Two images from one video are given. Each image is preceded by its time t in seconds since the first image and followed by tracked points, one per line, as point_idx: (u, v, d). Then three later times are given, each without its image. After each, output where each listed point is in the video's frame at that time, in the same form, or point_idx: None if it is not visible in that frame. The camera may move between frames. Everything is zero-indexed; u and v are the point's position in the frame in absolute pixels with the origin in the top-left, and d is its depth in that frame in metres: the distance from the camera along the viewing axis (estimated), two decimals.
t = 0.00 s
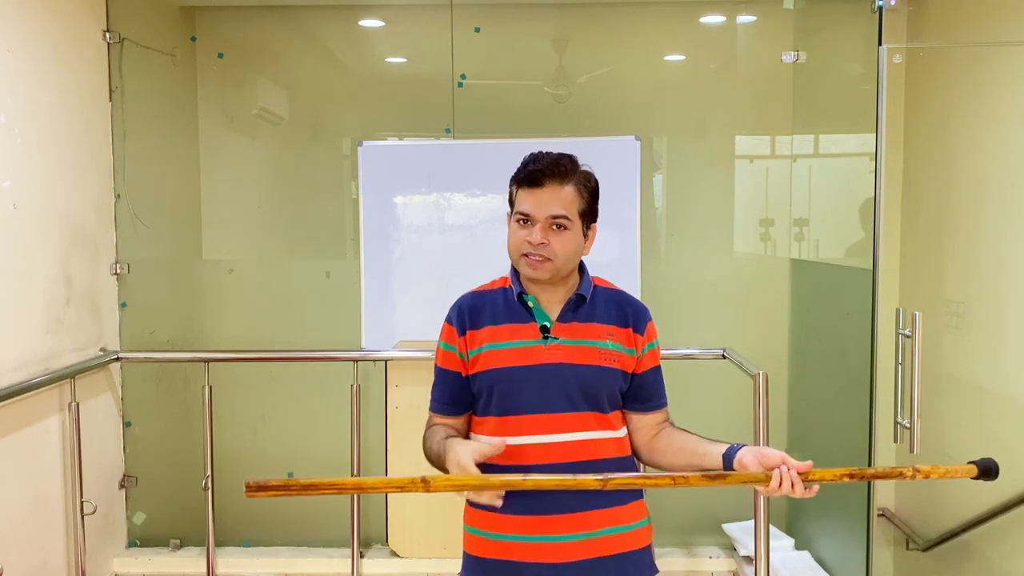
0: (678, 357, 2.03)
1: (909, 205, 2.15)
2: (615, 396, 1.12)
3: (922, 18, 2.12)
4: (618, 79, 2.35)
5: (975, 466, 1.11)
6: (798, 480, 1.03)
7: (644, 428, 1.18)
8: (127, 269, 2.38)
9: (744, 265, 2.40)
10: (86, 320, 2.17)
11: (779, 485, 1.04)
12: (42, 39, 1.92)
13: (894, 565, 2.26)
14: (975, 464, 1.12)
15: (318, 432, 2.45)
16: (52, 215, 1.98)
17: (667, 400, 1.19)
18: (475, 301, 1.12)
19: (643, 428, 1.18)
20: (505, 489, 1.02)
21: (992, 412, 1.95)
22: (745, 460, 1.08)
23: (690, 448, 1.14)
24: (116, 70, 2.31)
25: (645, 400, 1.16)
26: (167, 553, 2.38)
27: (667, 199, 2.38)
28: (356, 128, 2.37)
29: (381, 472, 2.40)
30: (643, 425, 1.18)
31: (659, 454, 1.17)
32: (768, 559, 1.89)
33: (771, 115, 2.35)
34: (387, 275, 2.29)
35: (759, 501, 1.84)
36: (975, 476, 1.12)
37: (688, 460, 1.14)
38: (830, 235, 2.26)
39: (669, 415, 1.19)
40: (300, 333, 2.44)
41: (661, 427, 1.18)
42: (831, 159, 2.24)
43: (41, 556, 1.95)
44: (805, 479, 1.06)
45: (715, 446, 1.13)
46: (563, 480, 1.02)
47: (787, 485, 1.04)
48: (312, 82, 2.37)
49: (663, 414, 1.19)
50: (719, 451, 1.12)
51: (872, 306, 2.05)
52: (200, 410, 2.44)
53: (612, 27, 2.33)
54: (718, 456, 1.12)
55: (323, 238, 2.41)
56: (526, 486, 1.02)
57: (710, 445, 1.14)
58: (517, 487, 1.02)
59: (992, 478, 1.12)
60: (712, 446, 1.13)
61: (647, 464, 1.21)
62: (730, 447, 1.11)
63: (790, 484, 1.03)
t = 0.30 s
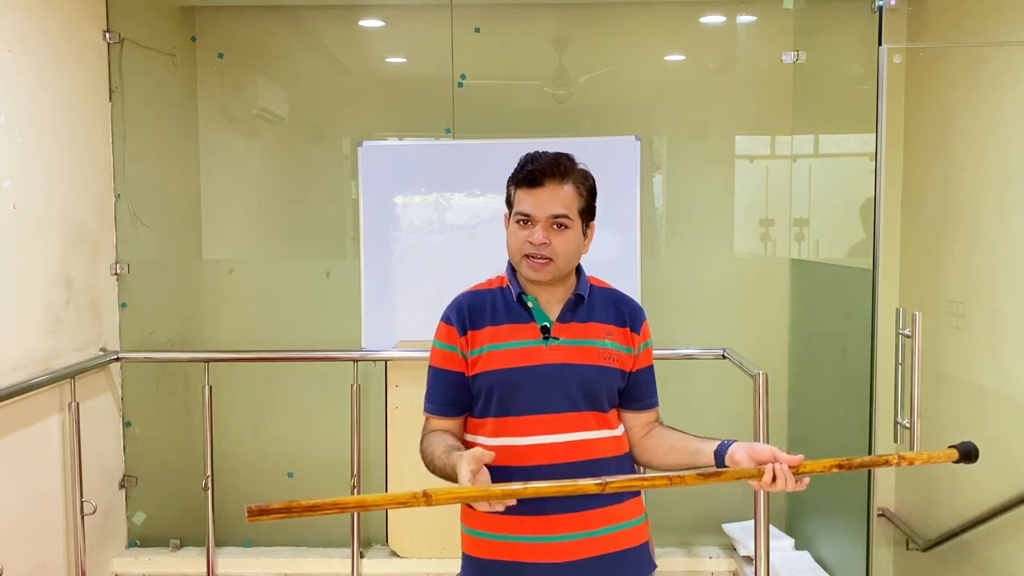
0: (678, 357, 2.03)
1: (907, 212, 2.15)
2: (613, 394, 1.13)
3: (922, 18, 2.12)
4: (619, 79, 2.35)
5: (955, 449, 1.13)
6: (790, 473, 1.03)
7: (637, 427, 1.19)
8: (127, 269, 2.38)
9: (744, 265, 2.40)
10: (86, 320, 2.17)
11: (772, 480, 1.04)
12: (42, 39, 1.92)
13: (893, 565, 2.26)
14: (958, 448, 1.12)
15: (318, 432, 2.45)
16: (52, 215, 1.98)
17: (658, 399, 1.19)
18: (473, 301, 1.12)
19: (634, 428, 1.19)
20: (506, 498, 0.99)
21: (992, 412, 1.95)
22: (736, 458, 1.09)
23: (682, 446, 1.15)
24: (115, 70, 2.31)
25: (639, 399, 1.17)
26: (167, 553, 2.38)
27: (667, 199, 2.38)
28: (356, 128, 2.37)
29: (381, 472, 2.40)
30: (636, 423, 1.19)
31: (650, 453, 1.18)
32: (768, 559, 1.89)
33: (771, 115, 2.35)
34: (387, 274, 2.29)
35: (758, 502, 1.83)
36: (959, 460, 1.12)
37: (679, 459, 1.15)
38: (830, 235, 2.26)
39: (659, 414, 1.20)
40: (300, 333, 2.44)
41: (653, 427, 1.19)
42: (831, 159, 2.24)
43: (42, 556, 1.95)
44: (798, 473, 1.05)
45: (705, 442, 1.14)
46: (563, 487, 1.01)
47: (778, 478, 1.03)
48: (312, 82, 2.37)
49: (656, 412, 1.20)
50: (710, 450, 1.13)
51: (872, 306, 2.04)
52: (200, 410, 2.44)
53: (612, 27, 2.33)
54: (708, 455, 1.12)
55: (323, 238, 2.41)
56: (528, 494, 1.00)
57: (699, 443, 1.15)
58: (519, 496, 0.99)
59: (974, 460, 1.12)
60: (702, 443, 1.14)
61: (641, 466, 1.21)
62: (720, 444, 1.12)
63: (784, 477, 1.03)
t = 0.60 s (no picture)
0: (678, 357, 2.03)
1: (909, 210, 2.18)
2: (615, 392, 1.14)
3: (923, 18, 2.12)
4: (619, 79, 2.35)
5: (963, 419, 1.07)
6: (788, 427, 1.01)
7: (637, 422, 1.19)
8: (127, 269, 2.38)
9: (744, 265, 2.40)
10: (85, 320, 2.17)
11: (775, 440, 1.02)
12: (42, 39, 1.92)
13: (894, 565, 2.29)
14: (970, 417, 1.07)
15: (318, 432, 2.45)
16: (53, 215, 1.98)
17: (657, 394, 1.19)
18: (473, 302, 1.11)
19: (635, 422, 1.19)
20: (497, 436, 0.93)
21: (992, 412, 1.95)
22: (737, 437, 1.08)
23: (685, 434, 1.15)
24: (116, 70, 2.32)
25: (638, 395, 1.18)
26: (167, 553, 2.38)
27: (667, 199, 2.38)
28: (356, 128, 2.37)
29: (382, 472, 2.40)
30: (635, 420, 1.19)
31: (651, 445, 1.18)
32: (768, 559, 1.88)
33: (771, 115, 2.35)
34: (387, 274, 2.29)
35: (758, 501, 1.82)
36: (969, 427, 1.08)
37: (681, 448, 1.15)
38: (831, 235, 2.26)
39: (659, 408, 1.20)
40: (300, 333, 2.44)
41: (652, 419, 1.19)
42: (831, 159, 2.24)
43: (42, 556, 1.95)
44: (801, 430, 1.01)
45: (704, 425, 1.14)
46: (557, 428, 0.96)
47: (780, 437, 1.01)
48: (312, 82, 2.37)
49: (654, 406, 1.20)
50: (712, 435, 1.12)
51: (872, 306, 2.05)
52: (200, 410, 2.44)
53: (612, 27, 2.33)
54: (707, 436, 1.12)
55: (324, 238, 2.41)
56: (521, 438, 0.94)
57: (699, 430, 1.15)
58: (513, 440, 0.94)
59: (980, 431, 1.07)
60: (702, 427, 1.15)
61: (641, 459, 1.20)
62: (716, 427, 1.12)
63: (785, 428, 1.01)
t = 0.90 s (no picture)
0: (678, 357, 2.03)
1: (909, 209, 2.19)
2: (620, 389, 1.14)
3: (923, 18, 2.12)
4: (619, 79, 2.35)
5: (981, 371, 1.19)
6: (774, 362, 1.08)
7: (644, 419, 1.19)
8: (127, 269, 2.39)
9: (744, 265, 2.40)
10: (85, 320, 2.17)
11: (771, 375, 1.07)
12: (42, 39, 1.92)
13: (894, 565, 2.28)
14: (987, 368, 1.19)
15: (318, 432, 2.45)
16: (53, 215, 1.98)
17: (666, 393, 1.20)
18: (477, 299, 1.12)
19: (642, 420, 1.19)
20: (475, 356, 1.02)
21: (992, 412, 1.95)
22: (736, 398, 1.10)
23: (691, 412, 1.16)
24: (115, 70, 2.32)
25: (645, 393, 1.18)
26: (168, 553, 2.38)
27: (667, 199, 2.38)
28: (356, 128, 2.37)
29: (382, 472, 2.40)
30: (643, 417, 1.19)
31: (661, 437, 1.16)
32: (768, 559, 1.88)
33: (771, 115, 2.35)
34: (387, 274, 2.29)
35: (758, 501, 1.82)
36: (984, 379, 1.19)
37: (689, 431, 1.14)
38: (830, 235, 2.26)
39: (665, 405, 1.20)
40: (300, 333, 2.44)
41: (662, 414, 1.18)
42: (831, 159, 2.24)
43: (42, 556, 1.95)
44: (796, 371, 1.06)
45: (703, 403, 1.16)
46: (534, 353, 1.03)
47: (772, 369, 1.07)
48: (312, 82, 2.37)
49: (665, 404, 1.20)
50: (717, 409, 1.12)
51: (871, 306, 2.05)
52: (200, 410, 2.44)
53: (612, 27, 2.33)
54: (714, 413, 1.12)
55: (324, 238, 2.41)
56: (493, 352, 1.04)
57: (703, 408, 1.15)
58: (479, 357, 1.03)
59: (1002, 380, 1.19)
60: (701, 405, 1.16)
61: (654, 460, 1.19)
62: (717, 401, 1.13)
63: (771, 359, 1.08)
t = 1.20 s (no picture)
0: (678, 357, 2.03)
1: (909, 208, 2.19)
2: (622, 393, 1.12)
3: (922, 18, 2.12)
4: (619, 79, 2.35)
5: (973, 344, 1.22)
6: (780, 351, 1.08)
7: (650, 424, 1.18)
8: (127, 269, 2.38)
9: (744, 265, 2.40)
10: (85, 319, 2.17)
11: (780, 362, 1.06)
12: (42, 39, 1.92)
13: (894, 565, 2.30)
14: (977, 343, 1.22)
15: (318, 432, 2.45)
16: (53, 215, 1.98)
17: (674, 397, 1.19)
18: (480, 299, 1.14)
19: (648, 425, 1.18)
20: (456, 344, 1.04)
21: (992, 412, 1.95)
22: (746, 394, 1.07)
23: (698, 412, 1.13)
24: (115, 70, 2.32)
25: (649, 396, 1.17)
26: (167, 553, 2.38)
27: (667, 200, 2.38)
28: (356, 128, 2.37)
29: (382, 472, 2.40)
30: (648, 421, 1.18)
31: (666, 440, 1.15)
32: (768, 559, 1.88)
33: (771, 114, 2.35)
34: (387, 274, 2.29)
35: (758, 501, 1.82)
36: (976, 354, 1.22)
37: (696, 432, 1.13)
38: (831, 235, 2.26)
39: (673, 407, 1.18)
40: (300, 333, 2.44)
41: (668, 419, 1.17)
42: (831, 159, 2.24)
43: (42, 556, 1.95)
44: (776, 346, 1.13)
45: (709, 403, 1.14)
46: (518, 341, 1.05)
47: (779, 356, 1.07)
48: (312, 82, 2.37)
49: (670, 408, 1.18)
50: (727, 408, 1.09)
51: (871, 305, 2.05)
52: (200, 410, 2.44)
53: (612, 27, 2.33)
54: (727, 414, 1.09)
55: (324, 238, 2.41)
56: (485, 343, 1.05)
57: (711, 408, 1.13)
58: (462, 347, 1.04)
59: (989, 355, 1.22)
60: (708, 405, 1.14)
61: (662, 465, 1.18)
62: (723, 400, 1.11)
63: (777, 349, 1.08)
